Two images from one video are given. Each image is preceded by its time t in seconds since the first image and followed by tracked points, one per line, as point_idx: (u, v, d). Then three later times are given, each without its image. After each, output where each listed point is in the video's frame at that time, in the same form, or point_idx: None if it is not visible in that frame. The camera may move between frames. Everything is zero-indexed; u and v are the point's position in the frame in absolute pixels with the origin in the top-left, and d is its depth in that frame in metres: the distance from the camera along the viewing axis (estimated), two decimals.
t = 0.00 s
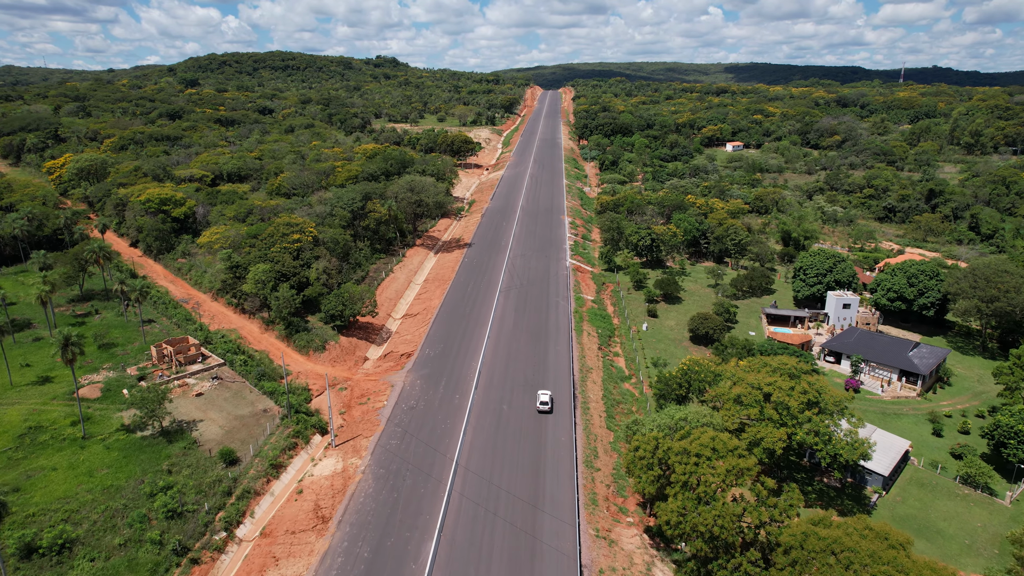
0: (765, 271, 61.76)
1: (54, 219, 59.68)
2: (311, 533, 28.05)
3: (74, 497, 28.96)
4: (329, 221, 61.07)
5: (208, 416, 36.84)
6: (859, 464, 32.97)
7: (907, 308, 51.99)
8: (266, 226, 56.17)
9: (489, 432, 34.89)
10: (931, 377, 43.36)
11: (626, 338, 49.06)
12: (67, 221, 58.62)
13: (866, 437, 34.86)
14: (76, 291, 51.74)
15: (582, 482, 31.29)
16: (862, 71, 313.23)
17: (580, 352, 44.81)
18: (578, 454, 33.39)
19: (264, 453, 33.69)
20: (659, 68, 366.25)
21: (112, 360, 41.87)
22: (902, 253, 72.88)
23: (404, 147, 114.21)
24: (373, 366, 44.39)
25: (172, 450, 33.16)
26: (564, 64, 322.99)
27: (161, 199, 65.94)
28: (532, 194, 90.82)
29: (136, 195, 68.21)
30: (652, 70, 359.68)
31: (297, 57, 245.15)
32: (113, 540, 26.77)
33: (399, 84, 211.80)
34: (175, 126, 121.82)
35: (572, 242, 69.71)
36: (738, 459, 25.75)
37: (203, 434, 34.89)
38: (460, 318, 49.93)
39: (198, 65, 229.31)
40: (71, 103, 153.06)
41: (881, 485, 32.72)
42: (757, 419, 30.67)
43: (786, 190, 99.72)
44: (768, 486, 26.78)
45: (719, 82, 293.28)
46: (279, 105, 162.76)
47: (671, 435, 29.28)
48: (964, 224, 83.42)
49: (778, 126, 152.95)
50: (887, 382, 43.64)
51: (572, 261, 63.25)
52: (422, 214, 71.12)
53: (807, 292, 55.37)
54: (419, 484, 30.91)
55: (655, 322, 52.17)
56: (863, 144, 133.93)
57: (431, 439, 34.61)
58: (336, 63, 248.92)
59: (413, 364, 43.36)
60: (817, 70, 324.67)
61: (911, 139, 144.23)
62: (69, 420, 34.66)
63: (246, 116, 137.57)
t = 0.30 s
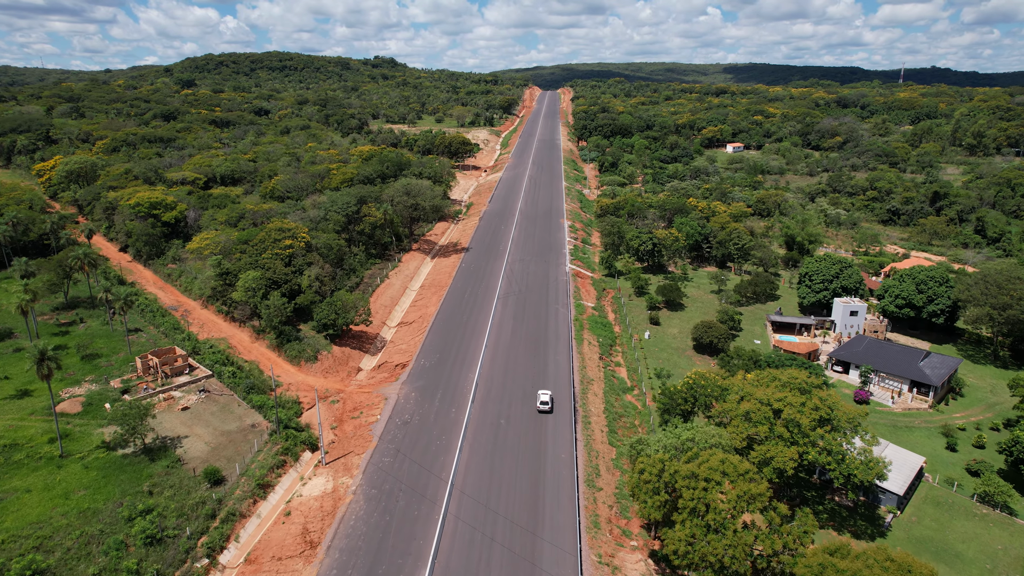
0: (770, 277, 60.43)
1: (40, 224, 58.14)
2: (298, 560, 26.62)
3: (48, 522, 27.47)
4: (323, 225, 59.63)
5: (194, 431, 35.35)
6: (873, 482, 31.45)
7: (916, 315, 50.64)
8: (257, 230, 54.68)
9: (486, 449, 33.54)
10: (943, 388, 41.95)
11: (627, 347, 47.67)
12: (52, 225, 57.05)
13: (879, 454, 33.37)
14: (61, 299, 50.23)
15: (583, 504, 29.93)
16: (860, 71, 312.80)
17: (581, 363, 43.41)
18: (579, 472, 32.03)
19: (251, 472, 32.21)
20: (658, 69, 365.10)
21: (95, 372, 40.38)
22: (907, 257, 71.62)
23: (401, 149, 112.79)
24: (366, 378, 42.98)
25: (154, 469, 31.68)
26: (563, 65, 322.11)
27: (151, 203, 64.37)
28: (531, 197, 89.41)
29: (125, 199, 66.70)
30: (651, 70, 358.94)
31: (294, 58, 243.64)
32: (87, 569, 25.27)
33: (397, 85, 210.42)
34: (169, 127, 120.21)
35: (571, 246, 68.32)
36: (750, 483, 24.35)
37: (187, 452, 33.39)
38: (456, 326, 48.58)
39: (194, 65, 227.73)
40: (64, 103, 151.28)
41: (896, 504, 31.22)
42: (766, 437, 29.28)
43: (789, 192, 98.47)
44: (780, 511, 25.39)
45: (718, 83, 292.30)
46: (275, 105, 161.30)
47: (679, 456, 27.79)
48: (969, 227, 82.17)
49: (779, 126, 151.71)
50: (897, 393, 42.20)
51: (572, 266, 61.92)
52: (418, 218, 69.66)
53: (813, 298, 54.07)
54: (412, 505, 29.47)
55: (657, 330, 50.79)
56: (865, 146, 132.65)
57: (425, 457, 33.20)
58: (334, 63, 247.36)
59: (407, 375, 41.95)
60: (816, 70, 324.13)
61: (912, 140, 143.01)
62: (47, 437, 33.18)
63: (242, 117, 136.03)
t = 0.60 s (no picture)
0: (774, 282, 58.99)
1: (23, 229, 56.40)
2: None
3: (16, 552, 25.79)
4: (316, 230, 58.01)
5: (176, 450, 33.61)
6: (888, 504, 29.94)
7: (926, 323, 49.19)
8: (247, 236, 53.04)
9: (482, 469, 32.07)
10: (957, 400, 40.43)
11: (629, 357, 46.19)
12: (36, 231, 55.29)
13: (893, 473, 31.75)
14: (43, 308, 48.52)
15: (585, 528, 28.46)
16: (858, 71, 312.45)
17: (581, 374, 41.91)
18: (580, 493, 30.58)
19: (235, 495, 30.54)
20: (657, 69, 363.83)
21: (75, 386, 38.68)
22: (912, 261, 70.24)
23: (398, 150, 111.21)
24: (359, 391, 41.42)
25: (133, 492, 30.01)
26: (561, 65, 321.02)
27: (139, 207, 62.59)
28: (529, 200, 87.90)
29: (113, 202, 64.96)
30: (649, 70, 358.16)
31: (291, 58, 241.84)
32: None
33: (394, 85, 208.77)
34: (161, 128, 118.38)
35: (570, 251, 66.80)
36: (764, 514, 22.81)
37: (168, 472, 31.69)
38: (452, 335, 47.07)
39: (190, 65, 225.80)
40: (56, 104, 149.16)
41: (913, 527, 29.75)
42: (778, 459, 27.74)
43: (790, 194, 97.10)
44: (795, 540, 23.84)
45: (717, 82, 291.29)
46: (271, 106, 159.59)
47: (686, 481, 26.23)
48: (975, 230, 80.82)
49: (780, 127, 150.41)
50: (909, 405, 40.71)
51: (571, 271, 60.45)
52: (414, 222, 68.04)
53: (819, 305, 52.62)
54: (405, 531, 27.93)
55: (659, 339, 49.24)
56: (866, 147, 131.33)
57: (419, 478, 31.68)
58: (330, 63, 245.48)
59: (401, 388, 40.42)
60: (814, 70, 323.52)
61: (914, 141, 141.79)
62: (21, 457, 31.48)
63: (236, 118, 134.30)
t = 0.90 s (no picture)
0: (778, 288, 57.65)
1: (6, 235, 54.74)
2: None
3: None
4: (308, 235, 56.53)
5: (158, 469, 31.96)
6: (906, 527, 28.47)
7: (936, 330, 47.87)
8: (237, 242, 51.48)
9: (479, 490, 30.58)
10: (970, 413, 38.99)
11: (631, 368, 44.69)
12: (19, 237, 53.64)
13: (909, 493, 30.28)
14: (25, 317, 46.91)
15: (586, 555, 26.98)
16: (856, 71, 312.09)
17: (581, 386, 40.44)
18: (581, 516, 29.07)
19: (219, 519, 28.95)
20: (655, 69, 362.74)
21: (54, 401, 37.08)
22: (918, 266, 68.94)
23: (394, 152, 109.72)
24: (351, 405, 39.92)
25: (110, 516, 28.39)
26: (559, 66, 319.93)
27: (127, 211, 60.91)
28: (527, 202, 86.45)
29: (101, 207, 63.30)
30: (648, 70, 357.48)
31: (287, 58, 240.11)
32: None
33: (392, 86, 207.22)
34: (154, 130, 116.71)
35: (570, 255, 65.34)
36: (780, 546, 21.41)
37: (148, 494, 30.05)
38: (448, 345, 45.64)
39: (186, 66, 224.09)
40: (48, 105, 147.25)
41: (932, 550, 28.43)
42: (790, 481, 26.32)
43: (792, 197, 95.82)
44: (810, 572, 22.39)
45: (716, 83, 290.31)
46: (266, 107, 157.92)
47: (695, 508, 24.75)
48: (980, 234, 79.50)
49: (780, 128, 149.11)
50: (921, 418, 39.27)
51: (571, 277, 59.02)
52: (410, 226, 66.55)
53: (826, 313, 51.29)
54: (396, 558, 26.44)
55: (662, 348, 47.80)
56: (867, 148, 130.15)
57: (412, 499, 30.19)
58: (328, 64, 243.80)
59: (395, 402, 38.95)
60: (813, 70, 323.00)
61: (915, 142, 140.69)
62: None
63: (231, 119, 132.60)
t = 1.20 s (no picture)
0: (783, 294, 56.21)
1: None
2: None
3: None
4: (300, 240, 54.96)
5: (137, 491, 30.31)
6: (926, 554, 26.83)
7: (947, 338, 46.41)
8: (226, 248, 49.88)
9: (475, 513, 29.06)
10: (986, 427, 37.51)
11: (633, 378, 43.22)
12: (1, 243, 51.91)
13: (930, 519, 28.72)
14: (5, 327, 45.28)
15: None
16: (854, 71, 311.58)
17: (582, 399, 38.92)
18: (583, 542, 27.56)
19: (199, 545, 27.37)
20: (654, 69, 361.73)
21: (31, 416, 35.46)
22: (924, 270, 67.55)
23: (390, 154, 108.17)
24: (342, 419, 38.39)
25: (84, 543, 26.81)
26: (558, 67, 318.78)
27: (114, 215, 58.80)
28: (526, 205, 84.96)
29: (87, 211, 61.57)
30: (647, 70, 356.49)
31: (284, 58, 238.21)
32: None
33: (389, 86, 205.61)
34: (147, 131, 114.98)
35: (569, 260, 63.86)
36: None
37: (126, 519, 28.42)
38: (444, 355, 44.20)
39: (182, 66, 222.22)
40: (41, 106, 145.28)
41: None
42: (805, 506, 24.85)
43: (795, 199, 94.48)
44: None
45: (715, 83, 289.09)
46: (262, 108, 156.15)
47: (704, 538, 23.26)
48: (987, 236, 78.13)
49: (780, 129, 147.70)
50: (935, 431, 37.82)
51: (571, 283, 57.52)
52: (405, 230, 65.01)
53: (833, 320, 49.86)
54: None
55: (665, 358, 46.30)
56: (869, 149, 128.80)
57: (405, 522, 28.65)
58: (325, 65, 242.05)
59: (388, 416, 37.46)
60: (811, 70, 322.54)
61: (917, 143, 139.46)
62: None
63: (225, 120, 130.88)
